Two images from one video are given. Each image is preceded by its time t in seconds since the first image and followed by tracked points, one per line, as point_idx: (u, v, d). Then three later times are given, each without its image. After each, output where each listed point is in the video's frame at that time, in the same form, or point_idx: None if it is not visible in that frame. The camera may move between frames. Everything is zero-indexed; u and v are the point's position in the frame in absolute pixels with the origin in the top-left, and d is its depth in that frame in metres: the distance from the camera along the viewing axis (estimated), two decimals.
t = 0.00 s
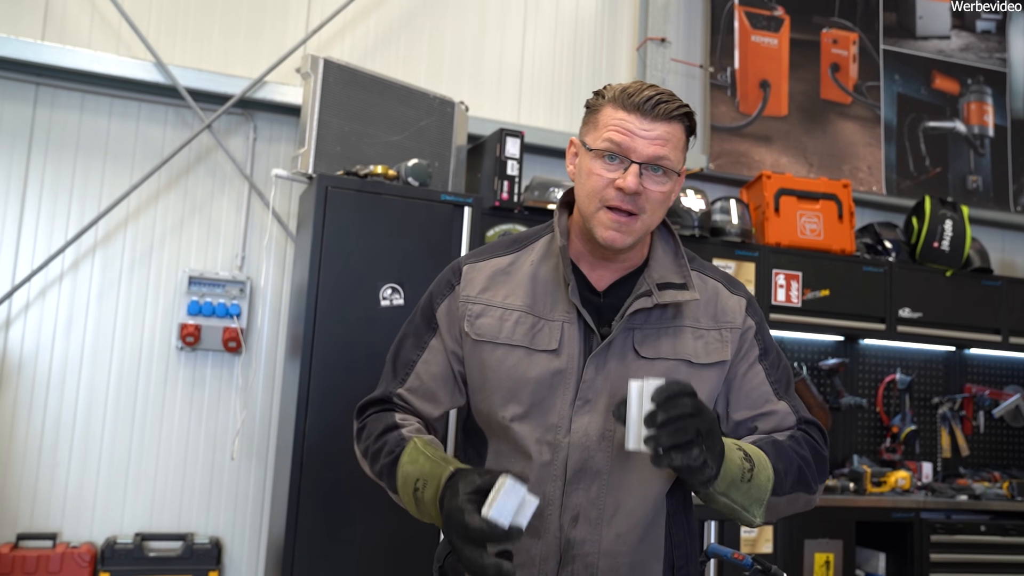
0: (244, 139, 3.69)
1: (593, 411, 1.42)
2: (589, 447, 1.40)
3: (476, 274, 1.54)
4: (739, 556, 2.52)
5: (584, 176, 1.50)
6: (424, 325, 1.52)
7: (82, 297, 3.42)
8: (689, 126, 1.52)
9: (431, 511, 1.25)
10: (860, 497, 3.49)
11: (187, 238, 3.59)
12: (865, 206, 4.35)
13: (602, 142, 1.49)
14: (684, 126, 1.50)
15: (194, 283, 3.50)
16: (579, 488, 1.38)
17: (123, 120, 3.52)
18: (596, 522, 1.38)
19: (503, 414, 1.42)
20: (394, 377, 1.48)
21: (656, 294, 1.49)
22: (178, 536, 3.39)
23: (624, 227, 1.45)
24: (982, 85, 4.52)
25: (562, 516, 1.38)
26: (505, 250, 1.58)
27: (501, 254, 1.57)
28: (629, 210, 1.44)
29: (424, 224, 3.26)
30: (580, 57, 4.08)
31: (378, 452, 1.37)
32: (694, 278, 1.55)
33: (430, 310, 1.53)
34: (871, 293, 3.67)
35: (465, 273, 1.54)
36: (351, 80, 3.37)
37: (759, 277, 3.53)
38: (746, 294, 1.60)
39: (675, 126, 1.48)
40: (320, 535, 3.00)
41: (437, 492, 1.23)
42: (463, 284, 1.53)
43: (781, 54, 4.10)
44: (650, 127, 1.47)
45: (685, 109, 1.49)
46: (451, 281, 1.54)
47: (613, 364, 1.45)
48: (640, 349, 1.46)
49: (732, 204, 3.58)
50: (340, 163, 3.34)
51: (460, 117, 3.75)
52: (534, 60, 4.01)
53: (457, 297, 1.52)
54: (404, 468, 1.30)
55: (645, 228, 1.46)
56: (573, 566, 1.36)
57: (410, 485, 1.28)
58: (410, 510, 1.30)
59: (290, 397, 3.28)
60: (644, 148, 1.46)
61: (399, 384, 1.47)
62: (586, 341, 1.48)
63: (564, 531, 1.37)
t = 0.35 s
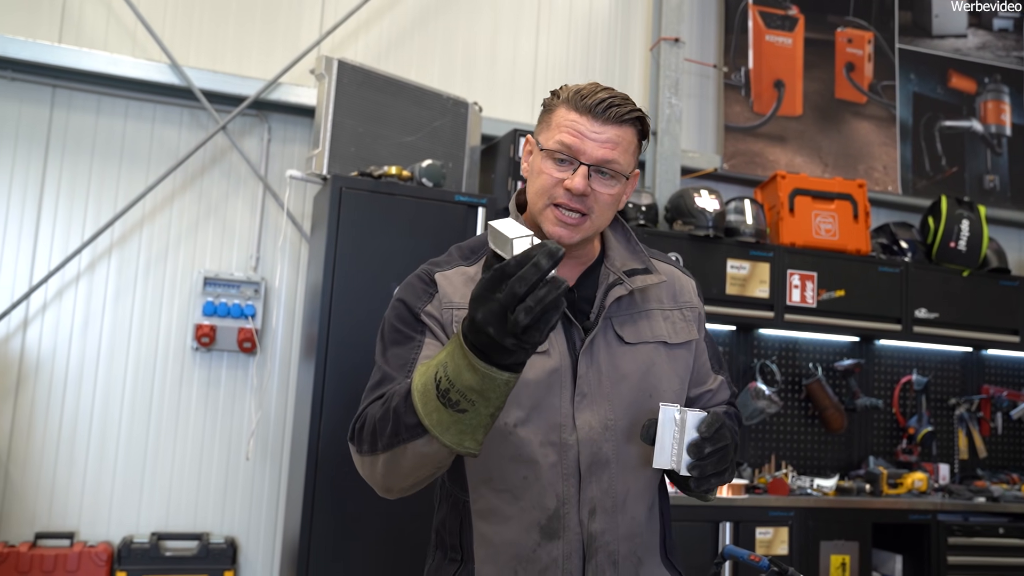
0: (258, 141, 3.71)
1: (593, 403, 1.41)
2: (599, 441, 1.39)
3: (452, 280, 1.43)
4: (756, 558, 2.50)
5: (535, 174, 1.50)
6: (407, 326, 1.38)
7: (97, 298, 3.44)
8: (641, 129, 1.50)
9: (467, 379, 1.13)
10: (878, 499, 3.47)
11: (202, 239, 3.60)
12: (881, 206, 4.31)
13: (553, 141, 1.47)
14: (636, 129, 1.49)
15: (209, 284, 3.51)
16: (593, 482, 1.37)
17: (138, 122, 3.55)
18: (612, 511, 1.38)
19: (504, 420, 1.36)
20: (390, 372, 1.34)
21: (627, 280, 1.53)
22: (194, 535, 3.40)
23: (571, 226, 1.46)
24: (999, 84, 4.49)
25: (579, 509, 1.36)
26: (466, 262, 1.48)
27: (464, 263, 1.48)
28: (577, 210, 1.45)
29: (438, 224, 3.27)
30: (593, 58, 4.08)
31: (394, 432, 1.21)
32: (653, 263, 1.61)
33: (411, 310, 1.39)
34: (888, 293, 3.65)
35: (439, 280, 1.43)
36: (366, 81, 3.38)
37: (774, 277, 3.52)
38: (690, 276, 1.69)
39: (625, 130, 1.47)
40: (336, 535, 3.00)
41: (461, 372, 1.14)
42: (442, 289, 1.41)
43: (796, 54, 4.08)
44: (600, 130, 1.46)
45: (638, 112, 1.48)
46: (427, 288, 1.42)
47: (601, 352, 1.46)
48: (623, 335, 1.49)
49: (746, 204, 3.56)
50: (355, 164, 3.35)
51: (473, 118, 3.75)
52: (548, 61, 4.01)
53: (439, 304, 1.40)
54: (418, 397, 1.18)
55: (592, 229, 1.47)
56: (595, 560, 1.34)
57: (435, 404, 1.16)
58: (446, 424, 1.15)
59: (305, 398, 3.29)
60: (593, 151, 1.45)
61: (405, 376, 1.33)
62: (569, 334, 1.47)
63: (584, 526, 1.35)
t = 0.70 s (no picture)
0: (277, 144, 3.72)
1: (594, 406, 1.41)
2: (603, 442, 1.39)
3: (453, 285, 1.41)
4: (774, 561, 2.48)
5: (536, 177, 1.48)
6: (411, 334, 1.37)
7: (117, 301, 3.47)
8: (638, 132, 1.51)
9: (486, 390, 1.12)
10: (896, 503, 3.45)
11: (221, 242, 3.63)
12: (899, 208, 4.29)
13: (555, 144, 1.46)
14: (634, 131, 1.49)
15: (228, 287, 3.54)
16: (597, 483, 1.37)
17: (158, 126, 3.57)
18: (615, 511, 1.38)
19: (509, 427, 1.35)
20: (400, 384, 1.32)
21: (623, 285, 1.53)
22: (212, 537, 3.42)
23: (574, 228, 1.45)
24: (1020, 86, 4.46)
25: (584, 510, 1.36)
26: (465, 266, 1.47)
27: (462, 266, 1.47)
28: (581, 212, 1.44)
29: (454, 228, 3.27)
30: (610, 60, 4.07)
31: (411, 445, 1.18)
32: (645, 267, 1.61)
33: (415, 318, 1.38)
34: (907, 295, 3.64)
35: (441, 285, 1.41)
36: (383, 85, 3.39)
37: (792, 279, 3.51)
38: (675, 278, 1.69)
39: (627, 132, 1.47)
40: (354, 539, 3.01)
41: (480, 383, 1.13)
42: (443, 295, 1.40)
43: (814, 57, 4.07)
44: (602, 133, 1.45)
45: (636, 115, 1.48)
46: (429, 294, 1.41)
47: (600, 355, 1.46)
48: (620, 338, 1.48)
49: (764, 207, 3.53)
50: (372, 167, 3.36)
51: (491, 121, 3.76)
52: (565, 64, 4.01)
53: (442, 310, 1.39)
54: (435, 409, 1.15)
55: (594, 230, 1.47)
56: (601, 560, 1.34)
57: (452, 416, 1.14)
58: (464, 434, 1.14)
59: (323, 401, 3.29)
60: (597, 153, 1.44)
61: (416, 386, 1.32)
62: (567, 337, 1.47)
63: (589, 527, 1.35)
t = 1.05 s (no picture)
0: (286, 147, 3.74)
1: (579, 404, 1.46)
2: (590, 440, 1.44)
3: (435, 294, 1.47)
4: (784, 564, 2.47)
5: (567, 189, 1.52)
6: (392, 350, 1.40)
7: (128, 303, 3.48)
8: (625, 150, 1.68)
9: (482, 475, 1.08)
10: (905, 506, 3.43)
11: (231, 243, 3.64)
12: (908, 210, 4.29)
13: (588, 158, 1.53)
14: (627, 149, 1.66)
15: (237, 289, 3.55)
16: (585, 481, 1.42)
17: (169, 128, 3.58)
18: (603, 508, 1.43)
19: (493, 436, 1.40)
20: (379, 410, 1.34)
21: (606, 287, 1.58)
22: (221, 538, 3.44)
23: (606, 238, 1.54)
24: None
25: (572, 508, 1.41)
26: (446, 271, 1.53)
27: (444, 271, 1.53)
28: (612, 222, 1.55)
29: (463, 230, 3.27)
30: (619, 62, 4.07)
31: (394, 484, 1.19)
32: (626, 271, 1.67)
33: (397, 332, 1.41)
34: (916, 297, 3.62)
35: (422, 293, 1.47)
36: (393, 87, 3.40)
37: (801, 282, 3.51)
38: (656, 281, 1.75)
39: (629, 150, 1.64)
40: (363, 542, 3.02)
41: (478, 467, 1.08)
42: (425, 305, 1.45)
43: (824, 60, 4.07)
44: (621, 148, 1.58)
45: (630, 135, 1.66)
46: (410, 305, 1.45)
47: (584, 355, 1.51)
48: (603, 338, 1.53)
49: (773, 210, 3.53)
50: (382, 169, 3.36)
51: (500, 123, 3.76)
52: (573, 65, 4.01)
53: (424, 320, 1.44)
54: (429, 473, 1.13)
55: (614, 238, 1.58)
56: (589, 556, 1.39)
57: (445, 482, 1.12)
58: (455, 504, 1.12)
59: (333, 402, 3.30)
60: (622, 167, 1.56)
61: (392, 415, 1.34)
62: (551, 337, 1.52)
63: (577, 523, 1.40)
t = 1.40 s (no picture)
0: (284, 145, 3.74)
1: (562, 398, 1.51)
2: (574, 433, 1.49)
3: (423, 309, 1.46)
4: (780, 562, 2.48)
5: (569, 198, 1.56)
6: (376, 364, 1.37)
7: (125, 301, 3.49)
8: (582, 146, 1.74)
9: None
10: (903, 504, 3.43)
11: (228, 241, 3.64)
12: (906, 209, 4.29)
13: (584, 166, 1.58)
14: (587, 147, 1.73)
15: (235, 287, 3.55)
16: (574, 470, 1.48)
17: (166, 126, 3.58)
18: (587, 492, 1.50)
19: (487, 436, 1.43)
20: (363, 428, 1.30)
21: (574, 280, 1.63)
22: (219, 536, 3.44)
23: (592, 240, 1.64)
24: None
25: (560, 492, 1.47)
26: (429, 280, 1.51)
27: (426, 282, 1.50)
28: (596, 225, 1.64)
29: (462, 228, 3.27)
30: (617, 60, 4.07)
31: (381, 539, 1.19)
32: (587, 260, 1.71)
33: (385, 348, 1.38)
34: (914, 295, 3.62)
35: (410, 310, 1.44)
36: (390, 85, 3.40)
37: (798, 281, 3.50)
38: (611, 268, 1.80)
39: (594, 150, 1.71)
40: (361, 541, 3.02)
41: None
42: (414, 322, 1.43)
43: (821, 57, 4.05)
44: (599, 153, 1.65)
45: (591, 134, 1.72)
46: (398, 321, 1.42)
47: (564, 351, 1.55)
48: (578, 330, 1.58)
49: (771, 208, 3.53)
50: (379, 167, 3.36)
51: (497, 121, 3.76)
52: (570, 64, 4.01)
53: (414, 337, 1.42)
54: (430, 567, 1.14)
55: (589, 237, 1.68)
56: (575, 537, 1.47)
57: None
58: None
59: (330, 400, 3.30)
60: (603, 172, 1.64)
61: (376, 433, 1.29)
62: (532, 336, 1.56)
63: (564, 507, 1.47)
